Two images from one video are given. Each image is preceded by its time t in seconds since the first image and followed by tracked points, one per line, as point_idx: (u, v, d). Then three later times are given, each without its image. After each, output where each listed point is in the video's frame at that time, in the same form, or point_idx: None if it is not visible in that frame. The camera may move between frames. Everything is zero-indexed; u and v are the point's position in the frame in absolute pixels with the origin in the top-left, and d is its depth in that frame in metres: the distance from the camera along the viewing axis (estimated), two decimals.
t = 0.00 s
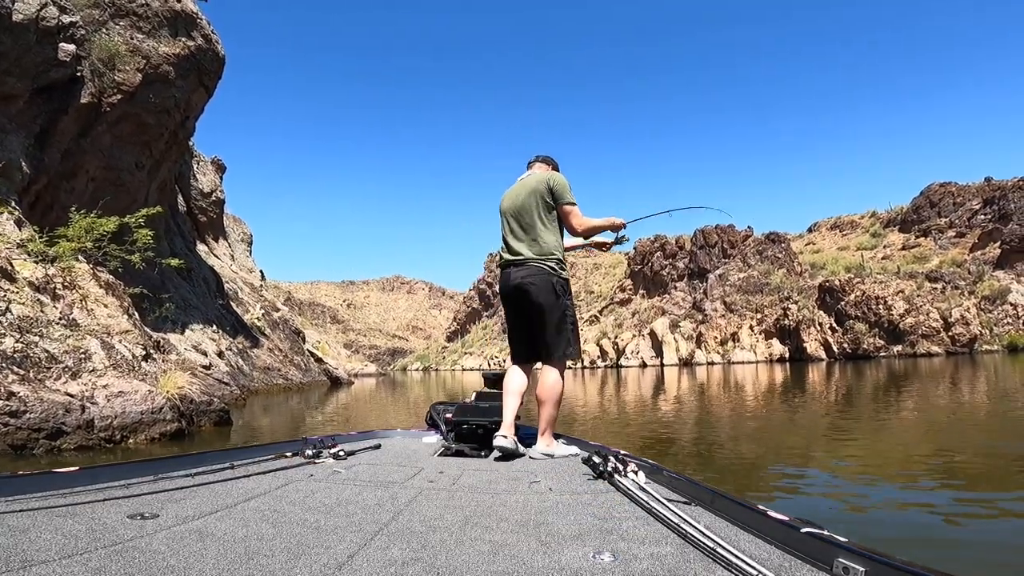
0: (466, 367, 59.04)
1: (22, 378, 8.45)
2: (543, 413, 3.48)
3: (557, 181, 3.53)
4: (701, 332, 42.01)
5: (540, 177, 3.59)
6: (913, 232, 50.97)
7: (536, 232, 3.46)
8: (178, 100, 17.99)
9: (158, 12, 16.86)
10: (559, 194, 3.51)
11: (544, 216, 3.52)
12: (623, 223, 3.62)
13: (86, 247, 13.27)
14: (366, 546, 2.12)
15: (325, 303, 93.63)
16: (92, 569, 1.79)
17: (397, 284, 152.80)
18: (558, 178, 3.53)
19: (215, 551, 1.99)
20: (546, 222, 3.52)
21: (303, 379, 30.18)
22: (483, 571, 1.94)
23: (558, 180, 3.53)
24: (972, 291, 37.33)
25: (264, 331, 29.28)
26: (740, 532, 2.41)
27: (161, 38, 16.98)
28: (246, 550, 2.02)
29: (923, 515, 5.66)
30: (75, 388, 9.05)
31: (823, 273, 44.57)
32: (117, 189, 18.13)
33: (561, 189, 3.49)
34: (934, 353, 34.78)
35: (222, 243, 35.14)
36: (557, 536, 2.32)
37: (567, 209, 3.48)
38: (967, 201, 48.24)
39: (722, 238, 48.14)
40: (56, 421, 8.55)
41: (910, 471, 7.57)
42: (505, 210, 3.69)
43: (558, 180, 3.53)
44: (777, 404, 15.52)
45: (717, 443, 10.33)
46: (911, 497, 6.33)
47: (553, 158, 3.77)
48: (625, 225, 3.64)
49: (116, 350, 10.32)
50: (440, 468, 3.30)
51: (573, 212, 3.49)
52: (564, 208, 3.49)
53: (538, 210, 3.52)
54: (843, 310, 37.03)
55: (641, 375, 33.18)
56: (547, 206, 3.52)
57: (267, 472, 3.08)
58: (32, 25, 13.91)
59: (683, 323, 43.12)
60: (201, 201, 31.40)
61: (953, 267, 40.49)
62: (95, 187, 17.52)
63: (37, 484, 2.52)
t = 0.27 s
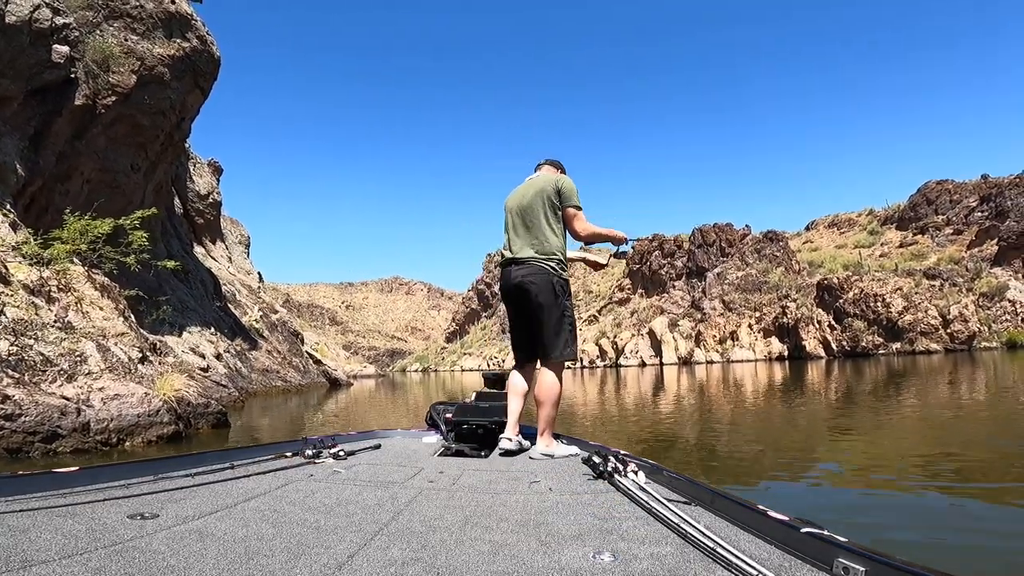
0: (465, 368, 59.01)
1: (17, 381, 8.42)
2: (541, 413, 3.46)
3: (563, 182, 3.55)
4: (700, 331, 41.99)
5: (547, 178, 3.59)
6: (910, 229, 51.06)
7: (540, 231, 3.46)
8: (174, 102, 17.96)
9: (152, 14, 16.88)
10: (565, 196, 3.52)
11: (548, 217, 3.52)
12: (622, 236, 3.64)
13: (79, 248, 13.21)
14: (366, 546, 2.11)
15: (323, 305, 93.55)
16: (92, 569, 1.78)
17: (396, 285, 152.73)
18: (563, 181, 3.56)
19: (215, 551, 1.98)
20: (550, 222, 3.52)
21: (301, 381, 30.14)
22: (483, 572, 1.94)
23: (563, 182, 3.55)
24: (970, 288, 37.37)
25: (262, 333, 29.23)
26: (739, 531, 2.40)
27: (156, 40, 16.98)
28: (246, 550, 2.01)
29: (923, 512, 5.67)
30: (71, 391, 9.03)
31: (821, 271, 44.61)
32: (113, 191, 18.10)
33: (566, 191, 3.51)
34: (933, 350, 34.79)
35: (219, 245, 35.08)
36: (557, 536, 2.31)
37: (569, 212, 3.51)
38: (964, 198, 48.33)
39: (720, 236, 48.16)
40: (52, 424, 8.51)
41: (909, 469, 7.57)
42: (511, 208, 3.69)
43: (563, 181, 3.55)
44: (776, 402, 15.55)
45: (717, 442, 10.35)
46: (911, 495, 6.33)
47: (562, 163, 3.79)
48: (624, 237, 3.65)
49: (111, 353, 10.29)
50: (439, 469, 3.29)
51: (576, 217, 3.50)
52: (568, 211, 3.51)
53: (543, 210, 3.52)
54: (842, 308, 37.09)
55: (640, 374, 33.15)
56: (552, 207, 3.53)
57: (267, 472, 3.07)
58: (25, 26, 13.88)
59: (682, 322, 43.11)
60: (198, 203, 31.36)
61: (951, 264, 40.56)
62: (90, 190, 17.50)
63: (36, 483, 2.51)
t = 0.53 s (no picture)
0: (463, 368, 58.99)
1: (12, 380, 8.39)
2: (541, 413, 3.46)
3: (567, 188, 3.57)
4: (699, 331, 41.98)
5: (553, 182, 3.62)
6: (909, 231, 51.12)
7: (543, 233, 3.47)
8: (173, 100, 17.95)
9: (151, 12, 16.84)
10: (569, 203, 3.55)
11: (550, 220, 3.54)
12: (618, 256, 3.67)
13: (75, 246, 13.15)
14: (366, 546, 2.11)
15: (322, 304, 93.47)
16: (92, 569, 1.78)
17: (395, 285, 152.68)
18: (568, 187, 3.58)
19: (215, 551, 1.98)
20: (552, 226, 3.54)
21: (300, 380, 30.12)
22: (482, 572, 1.94)
23: (568, 187, 3.57)
24: (968, 289, 37.42)
25: (261, 332, 29.21)
26: (739, 531, 2.41)
27: (155, 39, 16.96)
28: (246, 551, 2.01)
29: (922, 513, 5.67)
30: (66, 390, 9.01)
31: (820, 272, 44.64)
32: (111, 189, 18.07)
33: (570, 197, 3.54)
34: (932, 351, 34.81)
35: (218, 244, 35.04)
36: (557, 536, 2.31)
37: (572, 220, 3.53)
38: (963, 200, 48.39)
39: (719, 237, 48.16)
40: (46, 423, 8.49)
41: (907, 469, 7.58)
42: (513, 209, 3.70)
43: (568, 187, 3.58)
44: (775, 403, 15.56)
45: (716, 442, 10.36)
46: (910, 495, 6.34)
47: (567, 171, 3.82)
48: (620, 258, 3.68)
49: (107, 352, 10.29)
50: (439, 469, 3.29)
51: (576, 225, 3.52)
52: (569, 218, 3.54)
53: (547, 212, 3.54)
54: (841, 309, 37.13)
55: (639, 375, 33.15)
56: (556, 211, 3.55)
57: (267, 472, 3.06)
58: (23, 25, 13.79)
59: (680, 323, 43.10)
60: (196, 202, 31.32)
61: (949, 265, 40.61)
62: (88, 188, 17.47)
63: (36, 483, 2.51)
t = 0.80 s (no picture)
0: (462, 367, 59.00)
1: (7, 376, 8.35)
2: (539, 413, 3.47)
3: (570, 199, 3.62)
4: (698, 333, 41.95)
5: (557, 192, 3.66)
6: (909, 234, 51.15)
7: (541, 233, 3.49)
8: (174, 97, 17.91)
9: (155, 9, 16.72)
10: (571, 215, 3.59)
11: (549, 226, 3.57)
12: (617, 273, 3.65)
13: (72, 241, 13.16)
14: (366, 546, 2.11)
15: (322, 302, 93.42)
16: (92, 569, 1.78)
17: (395, 284, 152.64)
18: (572, 197, 3.62)
19: (215, 551, 1.98)
20: (553, 232, 3.56)
21: (298, 378, 30.11)
22: (482, 572, 1.94)
23: (571, 198, 3.61)
24: (968, 293, 37.47)
25: (259, 330, 29.20)
26: (739, 532, 2.41)
27: (158, 35, 16.86)
28: (246, 550, 2.01)
29: (920, 516, 5.69)
30: (61, 387, 9.00)
31: (820, 275, 44.65)
32: (111, 186, 18.06)
33: (571, 206, 3.58)
34: (931, 355, 34.83)
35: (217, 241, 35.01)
36: (557, 536, 2.31)
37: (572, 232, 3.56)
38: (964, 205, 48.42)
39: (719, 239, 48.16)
40: (39, 420, 8.46)
41: (906, 473, 7.60)
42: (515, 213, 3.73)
43: (571, 198, 3.62)
44: (773, 406, 15.58)
45: (714, 444, 10.39)
46: (907, 499, 6.35)
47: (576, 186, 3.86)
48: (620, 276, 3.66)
49: (104, 349, 10.29)
50: (439, 469, 3.29)
51: (576, 238, 3.55)
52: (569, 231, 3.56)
53: (549, 217, 3.56)
54: (840, 312, 37.14)
55: (638, 376, 33.14)
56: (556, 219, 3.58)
57: (267, 472, 3.06)
58: (26, 20, 13.96)
59: (680, 325, 43.09)
60: (197, 199, 31.27)
61: (949, 269, 40.64)
62: (88, 184, 17.49)
63: (35, 484, 2.51)
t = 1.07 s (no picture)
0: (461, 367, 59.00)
1: (2, 374, 8.35)
2: (537, 413, 3.46)
3: (570, 206, 3.61)
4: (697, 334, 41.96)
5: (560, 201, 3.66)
6: (908, 236, 51.22)
7: (534, 232, 3.50)
8: (174, 95, 17.76)
9: (156, 6, 16.62)
10: (569, 224, 3.58)
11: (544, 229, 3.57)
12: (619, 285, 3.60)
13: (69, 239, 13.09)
14: (366, 546, 2.11)
15: (321, 301, 93.43)
16: (92, 569, 1.78)
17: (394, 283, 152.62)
18: (571, 205, 3.62)
19: (215, 551, 1.98)
20: (550, 236, 3.57)
21: (296, 377, 30.10)
22: (481, 571, 1.94)
23: (570, 205, 3.61)
24: (967, 296, 37.51)
25: (258, 328, 29.18)
26: (740, 532, 2.41)
27: (159, 33, 16.77)
28: (246, 551, 2.01)
29: (917, 518, 5.70)
30: (55, 384, 8.99)
31: (819, 276, 44.67)
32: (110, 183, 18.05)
33: (570, 214, 3.58)
34: (929, 357, 34.87)
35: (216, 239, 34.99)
36: (557, 536, 2.32)
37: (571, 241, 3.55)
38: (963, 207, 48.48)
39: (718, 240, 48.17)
40: (33, 418, 8.46)
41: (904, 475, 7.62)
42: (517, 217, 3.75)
43: (570, 206, 3.62)
44: (772, 407, 15.61)
45: (713, 445, 10.41)
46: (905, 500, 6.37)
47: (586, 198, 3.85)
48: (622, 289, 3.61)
49: (99, 346, 10.30)
50: (439, 468, 3.29)
51: (576, 248, 3.54)
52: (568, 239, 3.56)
53: (548, 221, 3.57)
54: (839, 313, 37.16)
55: (636, 376, 33.15)
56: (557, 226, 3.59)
57: (267, 472, 3.06)
58: (27, 17, 14.29)
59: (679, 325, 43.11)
60: (196, 196, 31.22)
61: (948, 272, 40.69)
62: (87, 182, 17.51)
63: (36, 484, 2.51)
